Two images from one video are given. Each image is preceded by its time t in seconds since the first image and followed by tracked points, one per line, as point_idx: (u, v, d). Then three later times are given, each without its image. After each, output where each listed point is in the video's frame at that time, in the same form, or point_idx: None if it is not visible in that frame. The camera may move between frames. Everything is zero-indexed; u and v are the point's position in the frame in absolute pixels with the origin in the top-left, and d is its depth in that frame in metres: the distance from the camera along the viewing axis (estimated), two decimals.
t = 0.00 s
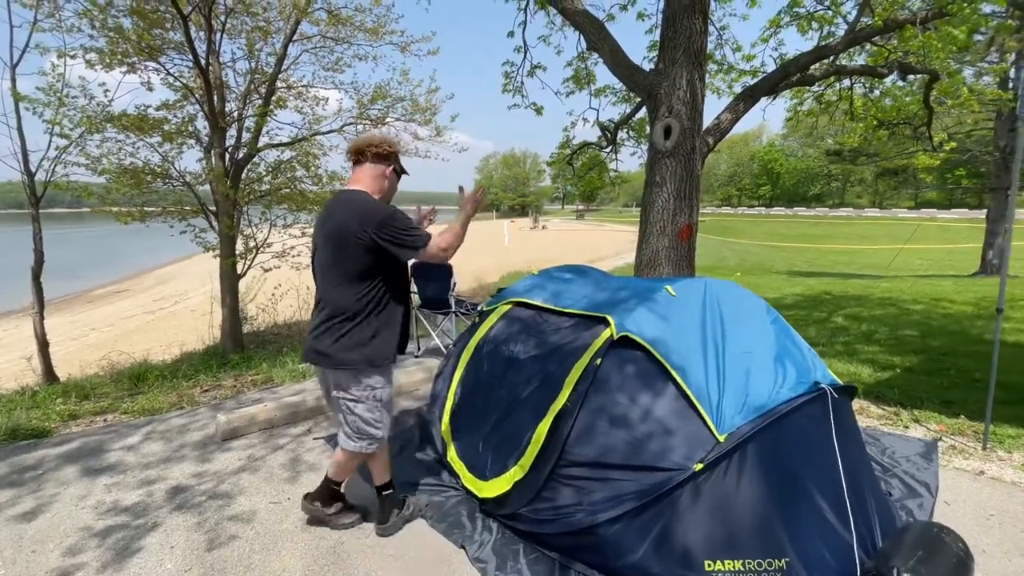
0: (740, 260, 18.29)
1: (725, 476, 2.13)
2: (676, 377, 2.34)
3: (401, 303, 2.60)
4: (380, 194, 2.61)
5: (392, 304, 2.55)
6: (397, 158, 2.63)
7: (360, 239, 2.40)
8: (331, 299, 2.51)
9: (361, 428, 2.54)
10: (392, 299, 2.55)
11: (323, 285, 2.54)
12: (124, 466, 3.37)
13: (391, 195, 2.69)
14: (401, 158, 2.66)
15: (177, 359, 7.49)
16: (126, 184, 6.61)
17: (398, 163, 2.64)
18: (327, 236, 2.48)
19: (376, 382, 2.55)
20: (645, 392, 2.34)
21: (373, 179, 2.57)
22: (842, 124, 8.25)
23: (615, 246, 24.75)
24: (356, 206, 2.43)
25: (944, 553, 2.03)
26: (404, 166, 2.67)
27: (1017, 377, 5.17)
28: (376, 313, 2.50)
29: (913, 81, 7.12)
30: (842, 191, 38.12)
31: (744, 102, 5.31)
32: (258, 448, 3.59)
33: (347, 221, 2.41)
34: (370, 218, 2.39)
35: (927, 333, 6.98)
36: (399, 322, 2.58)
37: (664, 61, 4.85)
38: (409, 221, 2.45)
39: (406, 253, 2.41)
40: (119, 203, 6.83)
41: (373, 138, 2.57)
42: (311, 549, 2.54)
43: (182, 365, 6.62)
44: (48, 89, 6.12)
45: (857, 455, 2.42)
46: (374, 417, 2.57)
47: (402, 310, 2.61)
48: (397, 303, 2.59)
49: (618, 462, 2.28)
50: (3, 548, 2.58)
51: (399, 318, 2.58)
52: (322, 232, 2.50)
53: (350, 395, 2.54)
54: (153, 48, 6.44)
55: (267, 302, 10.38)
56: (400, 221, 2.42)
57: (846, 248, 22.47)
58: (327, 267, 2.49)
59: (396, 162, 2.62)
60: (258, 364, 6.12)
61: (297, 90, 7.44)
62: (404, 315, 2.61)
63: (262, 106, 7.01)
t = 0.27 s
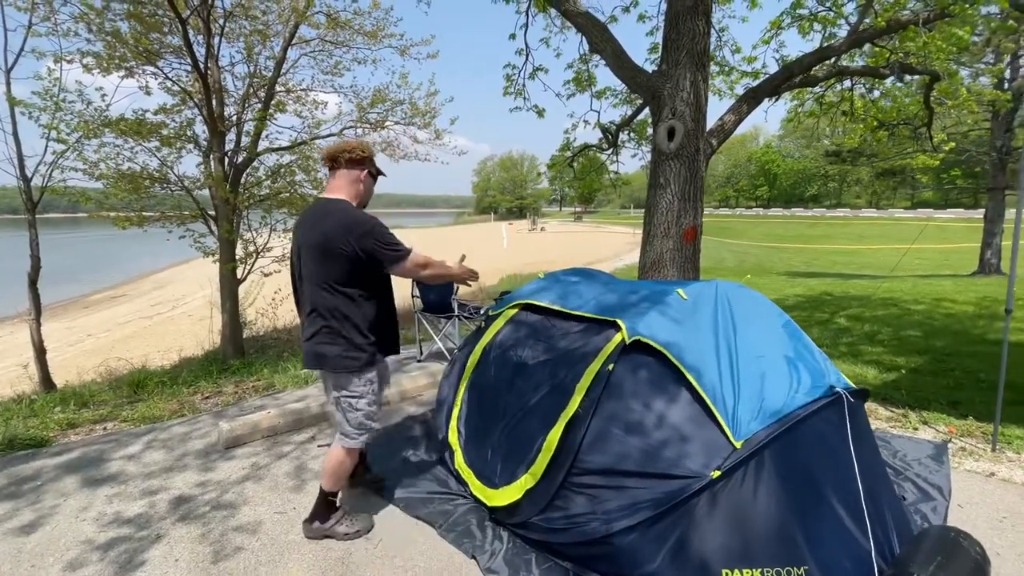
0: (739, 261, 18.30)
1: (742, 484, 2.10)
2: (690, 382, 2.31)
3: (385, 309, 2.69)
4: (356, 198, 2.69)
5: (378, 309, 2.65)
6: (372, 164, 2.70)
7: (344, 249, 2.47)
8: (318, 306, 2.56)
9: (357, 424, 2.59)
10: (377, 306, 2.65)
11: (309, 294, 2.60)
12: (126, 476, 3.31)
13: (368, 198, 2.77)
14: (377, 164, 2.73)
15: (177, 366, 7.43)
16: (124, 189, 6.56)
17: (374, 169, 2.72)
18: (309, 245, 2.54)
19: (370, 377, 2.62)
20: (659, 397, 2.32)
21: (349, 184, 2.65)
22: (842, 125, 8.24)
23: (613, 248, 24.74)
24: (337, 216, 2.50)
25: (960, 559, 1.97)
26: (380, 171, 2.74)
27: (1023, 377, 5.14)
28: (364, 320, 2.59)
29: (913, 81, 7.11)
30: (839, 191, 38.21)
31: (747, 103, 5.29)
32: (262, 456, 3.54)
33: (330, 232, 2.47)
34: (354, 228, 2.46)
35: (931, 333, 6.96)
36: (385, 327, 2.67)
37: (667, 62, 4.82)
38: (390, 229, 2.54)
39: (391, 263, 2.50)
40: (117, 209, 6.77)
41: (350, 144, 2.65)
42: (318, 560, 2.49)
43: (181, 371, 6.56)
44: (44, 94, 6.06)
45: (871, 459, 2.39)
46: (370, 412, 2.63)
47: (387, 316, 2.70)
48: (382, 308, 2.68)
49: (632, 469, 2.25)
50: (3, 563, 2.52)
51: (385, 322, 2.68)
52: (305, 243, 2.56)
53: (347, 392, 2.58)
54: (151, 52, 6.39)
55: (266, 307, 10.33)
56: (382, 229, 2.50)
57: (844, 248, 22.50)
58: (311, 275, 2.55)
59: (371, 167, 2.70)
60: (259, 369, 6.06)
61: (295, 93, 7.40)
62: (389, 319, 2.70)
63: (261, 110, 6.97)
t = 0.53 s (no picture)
0: (739, 261, 18.28)
1: (757, 490, 2.12)
2: (702, 387, 2.35)
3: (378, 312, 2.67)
4: (340, 208, 2.68)
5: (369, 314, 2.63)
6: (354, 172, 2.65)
7: (324, 259, 2.49)
8: (309, 313, 2.61)
9: (360, 418, 2.57)
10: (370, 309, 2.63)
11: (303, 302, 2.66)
12: (129, 484, 3.28)
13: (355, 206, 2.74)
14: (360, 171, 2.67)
15: (178, 370, 7.39)
16: (124, 193, 6.52)
17: (357, 177, 2.66)
18: (296, 255, 2.59)
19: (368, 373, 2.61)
20: (671, 402, 2.36)
21: (330, 197, 2.64)
22: (843, 124, 8.23)
23: (613, 250, 24.71)
24: (316, 226, 2.51)
25: (983, 563, 1.95)
26: (365, 178, 2.68)
27: None
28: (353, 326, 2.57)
29: (914, 81, 7.11)
30: (837, 191, 38.25)
31: (749, 103, 5.27)
32: (266, 462, 3.50)
33: (310, 242, 2.49)
34: (331, 238, 2.45)
35: (935, 333, 6.94)
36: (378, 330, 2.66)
37: (669, 63, 4.80)
38: (368, 236, 2.49)
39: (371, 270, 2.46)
40: (117, 213, 6.74)
41: (328, 155, 2.61)
42: (327, 569, 2.46)
43: (182, 376, 6.52)
44: (44, 99, 6.03)
45: (887, 464, 2.42)
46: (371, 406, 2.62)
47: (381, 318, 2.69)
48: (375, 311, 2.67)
49: (645, 474, 2.28)
50: (7, 573, 2.49)
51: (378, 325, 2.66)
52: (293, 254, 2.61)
53: (346, 388, 2.56)
54: (150, 57, 6.36)
55: (267, 311, 10.29)
56: (358, 237, 2.46)
57: (844, 248, 22.51)
58: (301, 284, 2.61)
59: (352, 176, 2.65)
60: (261, 374, 6.03)
61: (295, 97, 7.37)
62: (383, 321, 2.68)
63: (261, 113, 6.94)
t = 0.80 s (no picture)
0: (740, 262, 18.25)
1: (772, 494, 2.13)
2: (713, 390, 2.35)
3: (368, 307, 2.72)
4: (333, 208, 2.69)
5: (358, 309, 2.68)
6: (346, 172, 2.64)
7: (313, 254, 2.55)
8: (300, 306, 2.69)
9: (341, 413, 2.64)
10: (359, 306, 2.68)
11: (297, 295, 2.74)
12: (135, 490, 3.26)
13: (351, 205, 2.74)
14: (353, 170, 2.66)
15: (181, 374, 7.37)
16: (127, 198, 6.52)
17: (348, 177, 2.65)
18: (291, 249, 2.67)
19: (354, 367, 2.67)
20: (683, 404, 2.35)
21: (323, 195, 2.67)
22: (846, 124, 8.22)
23: (614, 251, 24.69)
24: (307, 222, 2.57)
25: (1004, 568, 1.92)
26: (357, 178, 2.66)
27: None
28: (340, 322, 2.62)
29: (917, 80, 7.10)
30: (838, 190, 38.21)
31: (753, 103, 5.26)
32: (273, 467, 3.49)
33: (302, 237, 2.56)
34: (320, 234, 2.51)
35: (941, 333, 6.91)
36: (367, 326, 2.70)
37: (673, 64, 4.79)
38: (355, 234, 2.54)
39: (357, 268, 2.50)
40: (121, 218, 6.73)
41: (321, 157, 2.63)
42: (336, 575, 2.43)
43: (187, 380, 6.51)
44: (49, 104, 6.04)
45: (901, 467, 2.46)
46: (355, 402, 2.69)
47: (371, 314, 2.73)
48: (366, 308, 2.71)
49: (657, 478, 2.28)
50: None
51: (367, 321, 2.70)
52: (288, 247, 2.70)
53: (328, 379, 2.63)
54: (153, 61, 6.36)
55: (269, 314, 10.28)
56: (345, 235, 2.52)
57: (846, 247, 22.47)
58: (294, 277, 2.68)
59: (342, 176, 2.64)
60: (264, 378, 6.01)
61: (297, 100, 7.37)
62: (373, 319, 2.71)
63: (263, 117, 6.93)
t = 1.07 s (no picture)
0: (745, 262, 18.19)
1: (783, 497, 2.13)
2: (723, 392, 2.35)
3: (358, 313, 2.68)
4: (332, 209, 2.70)
5: (346, 314, 2.65)
6: (341, 171, 2.64)
7: (300, 256, 2.58)
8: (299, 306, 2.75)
9: (334, 415, 2.66)
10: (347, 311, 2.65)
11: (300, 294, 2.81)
12: (143, 493, 3.26)
13: (350, 205, 2.72)
14: (348, 169, 2.65)
15: (187, 377, 7.39)
16: (134, 202, 6.55)
17: (343, 176, 2.64)
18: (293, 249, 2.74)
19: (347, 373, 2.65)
20: (692, 407, 2.34)
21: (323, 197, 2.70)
22: (851, 124, 8.18)
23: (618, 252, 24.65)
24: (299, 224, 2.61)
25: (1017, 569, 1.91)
26: (352, 177, 2.65)
27: None
28: (325, 326, 2.61)
29: (923, 79, 7.06)
30: (842, 190, 38.08)
31: (758, 104, 5.24)
32: (279, 470, 3.49)
33: (293, 239, 2.62)
34: (304, 237, 2.54)
35: (949, 333, 6.86)
36: (355, 332, 2.67)
37: (678, 64, 4.78)
38: (336, 238, 2.51)
39: (331, 273, 2.47)
40: (127, 221, 6.76)
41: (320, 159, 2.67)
42: None
43: (193, 382, 6.53)
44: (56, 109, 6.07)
45: (913, 469, 2.45)
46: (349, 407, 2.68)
47: (362, 320, 2.70)
48: (354, 314, 2.67)
49: (666, 482, 2.27)
50: None
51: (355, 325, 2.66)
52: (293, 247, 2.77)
53: (321, 381, 2.65)
54: (159, 66, 6.38)
55: (274, 317, 10.30)
56: (325, 239, 2.50)
57: (851, 247, 22.37)
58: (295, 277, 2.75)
59: (337, 176, 2.63)
60: (270, 380, 6.01)
61: (302, 103, 7.39)
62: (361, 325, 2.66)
63: (268, 120, 6.95)
